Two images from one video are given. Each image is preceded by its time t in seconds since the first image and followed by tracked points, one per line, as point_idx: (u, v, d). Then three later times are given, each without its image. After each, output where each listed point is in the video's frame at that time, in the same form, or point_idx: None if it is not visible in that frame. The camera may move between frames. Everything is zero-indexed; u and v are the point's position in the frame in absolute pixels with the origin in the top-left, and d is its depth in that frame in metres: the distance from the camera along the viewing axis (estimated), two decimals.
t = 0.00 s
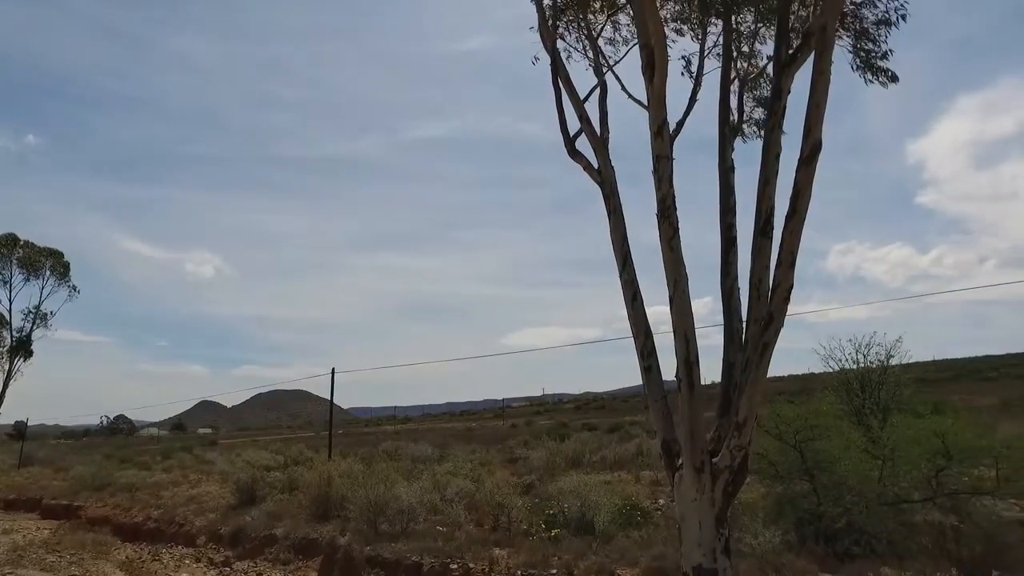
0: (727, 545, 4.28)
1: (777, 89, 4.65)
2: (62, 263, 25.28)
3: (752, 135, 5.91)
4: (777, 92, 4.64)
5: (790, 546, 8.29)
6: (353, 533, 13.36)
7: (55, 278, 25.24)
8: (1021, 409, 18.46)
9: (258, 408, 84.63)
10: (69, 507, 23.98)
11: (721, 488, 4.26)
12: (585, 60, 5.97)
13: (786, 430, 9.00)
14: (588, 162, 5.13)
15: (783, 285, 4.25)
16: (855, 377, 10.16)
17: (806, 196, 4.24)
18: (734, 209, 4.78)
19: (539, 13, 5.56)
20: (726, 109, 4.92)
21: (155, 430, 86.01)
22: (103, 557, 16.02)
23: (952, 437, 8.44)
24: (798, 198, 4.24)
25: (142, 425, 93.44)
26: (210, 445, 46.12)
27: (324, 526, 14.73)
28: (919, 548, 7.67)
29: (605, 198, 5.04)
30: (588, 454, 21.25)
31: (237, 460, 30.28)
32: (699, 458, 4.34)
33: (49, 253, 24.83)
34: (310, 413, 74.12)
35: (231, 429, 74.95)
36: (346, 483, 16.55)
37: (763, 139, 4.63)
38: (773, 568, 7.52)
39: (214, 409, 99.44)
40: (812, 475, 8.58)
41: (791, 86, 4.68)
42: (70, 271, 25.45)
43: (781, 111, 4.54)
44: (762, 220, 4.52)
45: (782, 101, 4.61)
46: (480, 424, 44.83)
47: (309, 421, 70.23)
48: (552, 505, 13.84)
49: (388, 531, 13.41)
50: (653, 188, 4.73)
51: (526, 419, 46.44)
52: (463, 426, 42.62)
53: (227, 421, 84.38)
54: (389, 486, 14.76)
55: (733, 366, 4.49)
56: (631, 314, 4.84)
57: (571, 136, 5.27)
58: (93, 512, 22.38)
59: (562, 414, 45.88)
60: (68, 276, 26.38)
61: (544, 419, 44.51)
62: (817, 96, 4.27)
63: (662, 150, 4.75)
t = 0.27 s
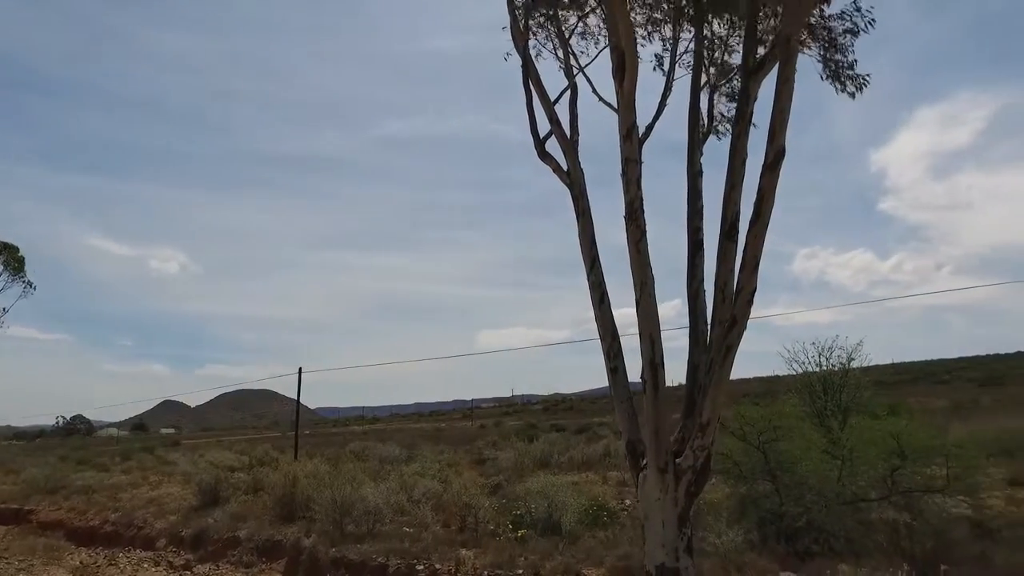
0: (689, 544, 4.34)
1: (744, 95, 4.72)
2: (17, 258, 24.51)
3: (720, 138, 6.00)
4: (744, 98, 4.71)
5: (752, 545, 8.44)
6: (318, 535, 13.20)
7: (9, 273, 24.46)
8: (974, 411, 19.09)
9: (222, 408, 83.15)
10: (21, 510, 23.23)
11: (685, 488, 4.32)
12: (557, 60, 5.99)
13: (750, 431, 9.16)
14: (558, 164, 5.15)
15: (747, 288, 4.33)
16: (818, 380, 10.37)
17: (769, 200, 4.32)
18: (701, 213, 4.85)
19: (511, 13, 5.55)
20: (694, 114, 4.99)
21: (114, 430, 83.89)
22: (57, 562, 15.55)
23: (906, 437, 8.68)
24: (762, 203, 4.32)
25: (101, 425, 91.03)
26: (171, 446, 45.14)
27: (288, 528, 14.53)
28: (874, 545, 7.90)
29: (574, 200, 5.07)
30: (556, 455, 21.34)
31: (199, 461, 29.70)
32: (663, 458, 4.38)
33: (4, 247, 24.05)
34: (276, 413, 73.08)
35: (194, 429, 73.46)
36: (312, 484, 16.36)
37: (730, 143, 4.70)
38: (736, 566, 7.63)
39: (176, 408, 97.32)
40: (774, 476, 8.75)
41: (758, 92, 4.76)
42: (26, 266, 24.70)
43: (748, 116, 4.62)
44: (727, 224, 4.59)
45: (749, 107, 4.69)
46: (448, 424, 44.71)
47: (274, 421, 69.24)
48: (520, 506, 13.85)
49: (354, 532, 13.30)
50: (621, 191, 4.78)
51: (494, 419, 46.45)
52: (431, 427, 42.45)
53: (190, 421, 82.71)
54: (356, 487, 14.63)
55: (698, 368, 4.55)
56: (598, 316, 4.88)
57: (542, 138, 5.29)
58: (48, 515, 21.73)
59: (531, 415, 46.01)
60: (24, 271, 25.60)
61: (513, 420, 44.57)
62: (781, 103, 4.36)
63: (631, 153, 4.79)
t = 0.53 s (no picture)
0: (641, 543, 4.41)
1: (701, 103, 4.82)
2: None
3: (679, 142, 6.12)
4: (702, 107, 4.81)
5: (702, 544, 8.59)
6: (269, 537, 12.92)
7: None
8: (913, 412, 19.88)
9: (170, 407, 80.73)
10: None
11: (637, 487, 4.39)
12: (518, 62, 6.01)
13: (702, 432, 9.31)
14: (517, 167, 5.18)
15: (700, 293, 4.42)
16: (769, 382, 10.60)
17: (723, 208, 4.43)
18: (657, 217, 4.94)
19: (473, 14, 5.55)
20: (653, 119, 5.08)
21: (54, 430, 80.57)
22: None
23: (849, 438, 9.08)
24: (716, 209, 4.42)
25: (39, 425, 87.32)
26: (115, 447, 43.58)
27: (238, 531, 14.19)
28: (818, 542, 8.17)
29: (533, 202, 5.10)
30: (512, 455, 21.39)
31: (144, 462, 28.77)
32: (616, 459, 4.43)
33: None
34: (227, 413, 71.33)
35: (139, 429, 71.08)
36: (263, 485, 16.03)
37: (687, 150, 4.80)
38: (686, 565, 7.74)
39: (120, 408, 94.02)
40: (725, 475, 8.92)
41: (715, 101, 4.86)
42: None
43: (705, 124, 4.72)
44: (683, 229, 4.68)
45: (706, 115, 4.78)
46: (404, 424, 44.38)
47: (225, 421, 67.56)
48: (475, 507, 13.83)
49: (307, 533, 13.09)
50: (580, 194, 4.82)
51: (451, 420, 46.28)
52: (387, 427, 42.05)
53: (135, 421, 80.05)
54: (309, 488, 14.38)
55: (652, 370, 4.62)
56: (554, 317, 4.91)
57: (502, 140, 5.30)
58: None
59: (488, 415, 46.00)
60: None
61: (470, 421, 44.44)
62: (737, 112, 4.46)
63: (590, 157, 4.85)
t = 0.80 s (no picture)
0: (596, 543, 4.45)
1: (660, 109, 4.89)
2: None
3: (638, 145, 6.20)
4: (660, 113, 4.89)
5: (656, 543, 8.71)
6: (218, 540, 12.58)
7: None
8: (857, 414, 20.58)
9: (114, 406, 77.99)
10: None
11: (592, 488, 4.43)
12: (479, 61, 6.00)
13: (656, 433, 9.44)
14: (476, 167, 5.17)
15: (656, 296, 4.49)
16: (721, 384, 10.83)
17: (680, 213, 4.50)
18: (615, 221, 4.99)
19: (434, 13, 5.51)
20: (612, 123, 5.13)
21: None
22: None
23: (798, 439, 9.32)
24: (673, 214, 4.50)
25: None
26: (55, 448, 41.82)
27: (185, 534, 13.78)
28: (766, 540, 8.39)
29: (493, 203, 5.10)
30: (468, 456, 21.35)
31: (85, 464, 27.70)
32: (572, 460, 4.47)
33: None
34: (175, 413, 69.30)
35: (81, 429, 68.43)
36: (213, 487, 15.62)
37: (645, 155, 4.86)
38: (640, 565, 7.83)
39: (61, 407, 90.39)
40: (678, 476, 9.07)
41: (673, 107, 4.94)
42: None
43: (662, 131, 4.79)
44: (641, 234, 4.74)
45: (664, 121, 4.86)
46: (360, 424, 43.86)
47: (173, 421, 65.61)
48: (430, 508, 13.74)
49: (258, 535, 12.83)
50: (539, 197, 4.84)
51: (407, 420, 45.92)
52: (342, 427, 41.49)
53: (77, 420, 77.06)
54: (260, 489, 14.07)
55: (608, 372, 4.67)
56: (512, 319, 4.92)
57: (462, 140, 5.28)
58: None
59: (445, 415, 45.81)
60: None
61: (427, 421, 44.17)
62: (694, 120, 4.55)
63: (550, 160, 4.87)
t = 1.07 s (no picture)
0: (555, 543, 4.48)
1: (623, 114, 4.94)
2: None
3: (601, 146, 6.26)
4: (624, 117, 4.94)
5: (614, 543, 8.80)
6: (170, 544, 12.24)
7: None
8: (810, 415, 21.14)
9: (62, 406, 75.35)
10: None
11: (552, 488, 4.46)
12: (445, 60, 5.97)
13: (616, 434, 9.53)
14: (440, 167, 5.15)
15: (618, 299, 4.54)
16: (681, 386, 10.99)
17: (642, 217, 4.56)
18: (578, 223, 5.03)
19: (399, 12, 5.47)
20: (576, 127, 5.17)
21: None
22: None
23: (753, 440, 9.52)
24: (636, 218, 4.55)
25: None
26: None
27: (136, 538, 13.39)
28: (722, 539, 8.57)
29: (456, 203, 5.08)
30: (429, 456, 21.24)
31: (29, 465, 26.67)
32: (532, 460, 4.48)
33: None
34: (127, 413, 67.29)
35: (26, 429, 65.87)
36: (166, 488, 15.23)
37: (609, 158, 4.91)
38: (598, 564, 7.89)
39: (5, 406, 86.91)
40: (637, 476, 9.18)
41: (636, 112, 5.00)
42: None
43: (626, 135, 4.85)
44: (603, 237, 4.79)
45: (627, 126, 4.91)
46: (320, 424, 43.26)
47: (125, 421, 63.68)
48: (390, 509, 13.62)
49: (212, 539, 12.56)
50: (503, 198, 4.85)
51: (368, 420, 45.47)
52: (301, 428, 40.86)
53: (22, 420, 74.19)
54: (215, 491, 13.76)
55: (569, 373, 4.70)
56: (474, 320, 4.92)
57: (426, 139, 5.26)
58: None
59: (406, 415, 45.50)
60: None
61: (388, 421, 43.80)
62: (658, 126, 4.61)
63: (514, 162, 4.89)
